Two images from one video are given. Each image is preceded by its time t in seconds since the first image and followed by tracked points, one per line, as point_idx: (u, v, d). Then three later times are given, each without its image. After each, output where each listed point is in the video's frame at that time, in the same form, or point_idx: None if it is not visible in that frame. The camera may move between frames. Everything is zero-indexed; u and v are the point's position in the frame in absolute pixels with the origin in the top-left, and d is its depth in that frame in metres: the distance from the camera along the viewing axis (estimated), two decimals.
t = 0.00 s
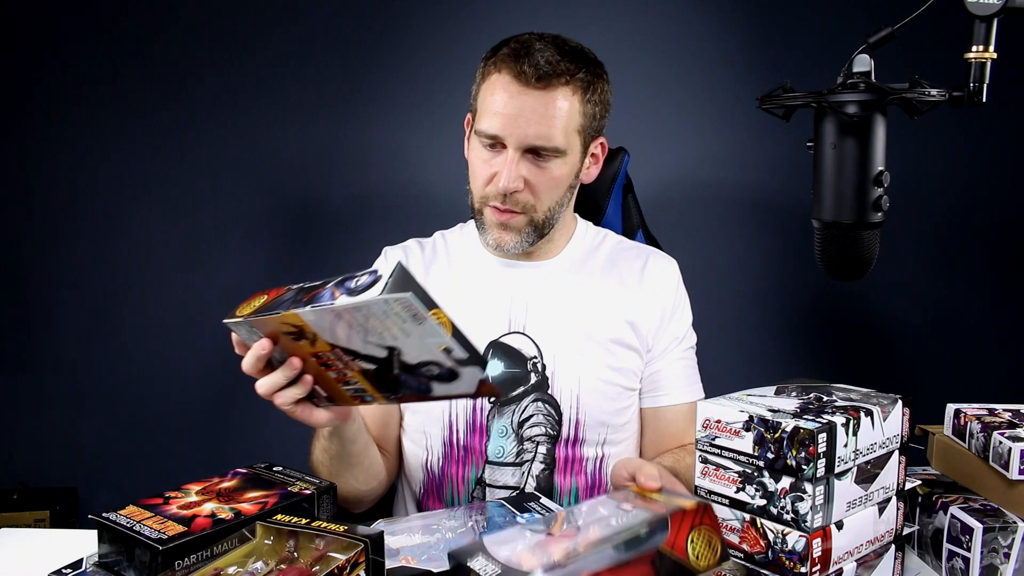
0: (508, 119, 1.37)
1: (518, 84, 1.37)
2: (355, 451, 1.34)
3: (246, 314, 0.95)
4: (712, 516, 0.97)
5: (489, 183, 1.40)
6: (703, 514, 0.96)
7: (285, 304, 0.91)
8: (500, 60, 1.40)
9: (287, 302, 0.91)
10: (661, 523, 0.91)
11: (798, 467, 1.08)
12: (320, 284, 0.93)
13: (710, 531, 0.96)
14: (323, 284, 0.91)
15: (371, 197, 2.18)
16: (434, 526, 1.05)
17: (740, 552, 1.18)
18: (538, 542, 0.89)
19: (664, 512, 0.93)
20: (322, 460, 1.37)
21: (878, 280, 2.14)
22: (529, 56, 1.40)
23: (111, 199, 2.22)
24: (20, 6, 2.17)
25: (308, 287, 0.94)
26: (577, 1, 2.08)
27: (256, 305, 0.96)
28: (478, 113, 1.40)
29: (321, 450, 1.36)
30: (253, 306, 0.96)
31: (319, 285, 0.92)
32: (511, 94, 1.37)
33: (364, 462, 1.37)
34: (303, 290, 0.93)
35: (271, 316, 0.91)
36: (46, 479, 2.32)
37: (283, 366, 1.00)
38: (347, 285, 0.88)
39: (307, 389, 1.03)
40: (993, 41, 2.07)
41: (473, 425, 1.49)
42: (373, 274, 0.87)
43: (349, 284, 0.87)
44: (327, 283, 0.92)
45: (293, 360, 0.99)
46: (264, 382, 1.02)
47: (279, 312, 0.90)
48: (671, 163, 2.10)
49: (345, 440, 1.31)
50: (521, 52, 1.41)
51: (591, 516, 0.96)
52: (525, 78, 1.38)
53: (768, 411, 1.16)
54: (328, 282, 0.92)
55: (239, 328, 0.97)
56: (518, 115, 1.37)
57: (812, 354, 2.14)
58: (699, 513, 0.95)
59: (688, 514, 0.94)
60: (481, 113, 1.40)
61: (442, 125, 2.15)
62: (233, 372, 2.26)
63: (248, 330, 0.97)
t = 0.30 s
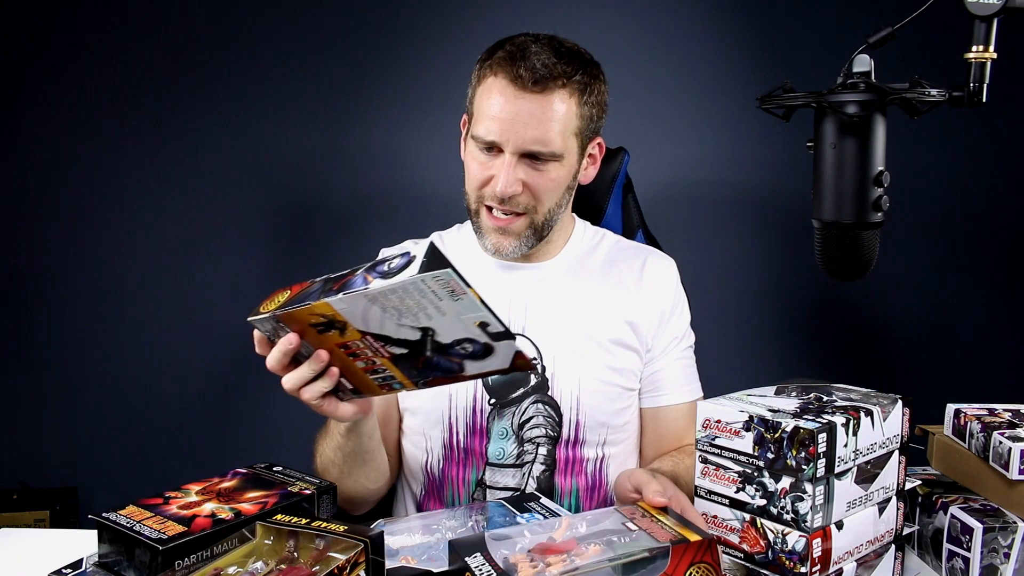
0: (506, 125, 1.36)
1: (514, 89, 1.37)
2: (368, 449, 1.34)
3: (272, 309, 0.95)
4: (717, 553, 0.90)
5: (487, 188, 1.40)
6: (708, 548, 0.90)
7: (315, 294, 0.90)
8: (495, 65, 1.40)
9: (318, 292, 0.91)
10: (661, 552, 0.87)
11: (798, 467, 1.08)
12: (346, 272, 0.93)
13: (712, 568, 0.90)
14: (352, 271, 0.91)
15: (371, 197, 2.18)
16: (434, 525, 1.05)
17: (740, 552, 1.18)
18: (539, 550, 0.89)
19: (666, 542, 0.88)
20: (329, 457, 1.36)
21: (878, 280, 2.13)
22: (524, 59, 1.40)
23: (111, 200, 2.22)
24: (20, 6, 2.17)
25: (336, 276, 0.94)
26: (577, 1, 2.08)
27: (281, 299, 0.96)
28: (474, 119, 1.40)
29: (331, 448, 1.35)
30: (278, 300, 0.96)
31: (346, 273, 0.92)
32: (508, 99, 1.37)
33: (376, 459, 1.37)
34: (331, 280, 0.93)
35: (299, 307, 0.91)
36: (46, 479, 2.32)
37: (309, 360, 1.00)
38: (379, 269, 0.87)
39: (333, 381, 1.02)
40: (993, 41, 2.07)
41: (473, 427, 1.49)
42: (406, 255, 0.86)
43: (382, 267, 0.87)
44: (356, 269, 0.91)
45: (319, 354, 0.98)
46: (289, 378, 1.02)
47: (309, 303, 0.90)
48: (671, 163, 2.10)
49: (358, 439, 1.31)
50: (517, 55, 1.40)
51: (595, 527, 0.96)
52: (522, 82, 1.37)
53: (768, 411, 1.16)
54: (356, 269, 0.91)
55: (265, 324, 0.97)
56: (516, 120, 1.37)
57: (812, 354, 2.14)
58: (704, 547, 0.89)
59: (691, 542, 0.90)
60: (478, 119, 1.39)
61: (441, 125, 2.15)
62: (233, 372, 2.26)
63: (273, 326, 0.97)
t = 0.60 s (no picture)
0: (511, 126, 1.37)
1: (519, 90, 1.37)
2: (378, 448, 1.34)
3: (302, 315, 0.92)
4: (716, 555, 0.90)
5: (491, 189, 1.40)
6: (707, 550, 0.90)
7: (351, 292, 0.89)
8: (498, 66, 1.40)
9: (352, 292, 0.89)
10: (661, 552, 0.87)
11: (798, 467, 1.08)
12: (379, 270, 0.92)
13: (711, 570, 0.90)
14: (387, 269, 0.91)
15: (371, 197, 2.18)
16: (434, 525, 1.05)
17: (740, 552, 1.18)
18: (538, 550, 0.90)
19: (667, 542, 0.88)
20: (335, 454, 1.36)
21: (878, 280, 2.13)
22: (528, 60, 1.40)
23: (111, 200, 2.22)
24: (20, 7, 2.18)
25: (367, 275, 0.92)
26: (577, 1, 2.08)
27: (312, 302, 0.93)
28: (477, 119, 1.40)
29: (338, 444, 1.35)
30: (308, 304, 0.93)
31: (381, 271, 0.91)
32: (513, 100, 1.37)
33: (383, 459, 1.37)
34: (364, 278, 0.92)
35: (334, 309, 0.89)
36: (46, 480, 2.32)
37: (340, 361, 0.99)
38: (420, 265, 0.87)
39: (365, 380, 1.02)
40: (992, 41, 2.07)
41: (473, 427, 1.49)
42: (450, 251, 0.87)
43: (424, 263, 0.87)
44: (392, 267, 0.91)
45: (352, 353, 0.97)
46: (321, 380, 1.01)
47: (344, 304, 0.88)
48: (671, 164, 2.10)
49: (375, 439, 1.31)
50: (521, 56, 1.40)
51: (595, 528, 0.96)
52: (527, 83, 1.37)
53: (768, 411, 1.16)
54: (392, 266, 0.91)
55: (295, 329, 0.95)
56: (521, 121, 1.37)
57: (812, 354, 2.14)
58: (703, 549, 0.89)
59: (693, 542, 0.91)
60: (481, 120, 1.39)
61: (441, 125, 2.15)
62: (233, 372, 2.26)
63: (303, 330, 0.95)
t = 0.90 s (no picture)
0: (537, 120, 1.38)
1: (548, 85, 1.38)
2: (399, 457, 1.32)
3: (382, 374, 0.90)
4: (716, 555, 0.90)
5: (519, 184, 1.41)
6: (708, 550, 0.90)
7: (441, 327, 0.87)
8: (524, 61, 1.40)
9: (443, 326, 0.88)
10: (661, 552, 0.87)
11: (798, 467, 1.08)
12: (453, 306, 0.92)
13: (711, 570, 0.90)
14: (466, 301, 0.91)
15: (372, 197, 2.18)
16: (434, 525, 1.05)
17: (740, 552, 1.18)
18: (538, 550, 0.90)
19: (667, 542, 0.88)
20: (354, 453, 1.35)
21: (878, 280, 2.13)
22: (557, 56, 1.40)
23: (110, 200, 2.22)
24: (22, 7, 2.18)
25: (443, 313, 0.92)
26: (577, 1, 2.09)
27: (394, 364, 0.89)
28: (503, 114, 1.40)
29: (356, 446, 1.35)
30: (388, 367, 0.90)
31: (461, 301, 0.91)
32: (539, 95, 1.38)
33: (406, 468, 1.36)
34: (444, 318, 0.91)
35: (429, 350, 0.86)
36: (46, 480, 2.32)
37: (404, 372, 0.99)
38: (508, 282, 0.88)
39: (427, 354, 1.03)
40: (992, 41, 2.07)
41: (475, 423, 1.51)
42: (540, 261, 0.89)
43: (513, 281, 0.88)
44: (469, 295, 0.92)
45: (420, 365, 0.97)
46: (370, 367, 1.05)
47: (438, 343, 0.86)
48: (671, 164, 2.10)
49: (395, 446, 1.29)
50: (548, 52, 1.40)
51: (595, 528, 0.96)
52: (555, 78, 1.38)
53: (768, 411, 1.16)
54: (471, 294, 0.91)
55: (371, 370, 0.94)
56: (547, 116, 1.38)
57: (813, 354, 2.14)
58: (703, 550, 0.89)
59: (690, 541, 0.91)
60: (506, 114, 1.40)
61: (442, 125, 2.15)
62: (233, 372, 2.26)
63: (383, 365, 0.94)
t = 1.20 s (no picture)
0: (574, 119, 1.38)
1: (585, 84, 1.38)
2: (380, 447, 1.34)
3: (401, 421, 0.86)
4: (716, 555, 0.90)
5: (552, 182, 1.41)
6: (708, 551, 0.90)
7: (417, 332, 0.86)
8: (557, 58, 1.40)
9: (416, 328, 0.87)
10: (661, 552, 0.87)
11: (798, 467, 1.08)
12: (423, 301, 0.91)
13: (711, 570, 0.90)
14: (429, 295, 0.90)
15: (372, 197, 2.18)
16: (434, 525, 1.05)
17: (740, 552, 1.18)
18: (538, 550, 0.90)
19: (667, 542, 0.88)
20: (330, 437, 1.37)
21: (878, 280, 2.13)
22: (592, 54, 1.39)
23: (111, 200, 2.22)
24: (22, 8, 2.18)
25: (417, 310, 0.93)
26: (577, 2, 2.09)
27: (421, 408, 0.85)
28: (535, 112, 1.40)
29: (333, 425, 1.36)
30: (412, 416, 0.86)
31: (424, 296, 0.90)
32: (574, 95, 1.38)
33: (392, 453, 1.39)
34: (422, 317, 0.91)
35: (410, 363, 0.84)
36: (46, 479, 2.32)
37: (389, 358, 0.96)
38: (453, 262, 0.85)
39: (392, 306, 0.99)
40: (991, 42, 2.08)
41: (485, 418, 1.50)
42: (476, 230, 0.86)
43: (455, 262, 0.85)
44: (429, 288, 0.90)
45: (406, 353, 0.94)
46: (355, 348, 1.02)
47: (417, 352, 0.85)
48: (672, 164, 2.10)
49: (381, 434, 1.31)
50: (584, 50, 1.39)
51: (595, 528, 0.96)
52: (592, 79, 1.38)
53: (768, 411, 1.16)
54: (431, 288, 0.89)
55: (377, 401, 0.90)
56: (583, 115, 1.38)
57: (813, 354, 2.14)
58: (703, 550, 0.89)
59: (690, 542, 0.90)
60: (538, 112, 1.40)
61: (442, 125, 2.15)
62: (233, 373, 2.26)
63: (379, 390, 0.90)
